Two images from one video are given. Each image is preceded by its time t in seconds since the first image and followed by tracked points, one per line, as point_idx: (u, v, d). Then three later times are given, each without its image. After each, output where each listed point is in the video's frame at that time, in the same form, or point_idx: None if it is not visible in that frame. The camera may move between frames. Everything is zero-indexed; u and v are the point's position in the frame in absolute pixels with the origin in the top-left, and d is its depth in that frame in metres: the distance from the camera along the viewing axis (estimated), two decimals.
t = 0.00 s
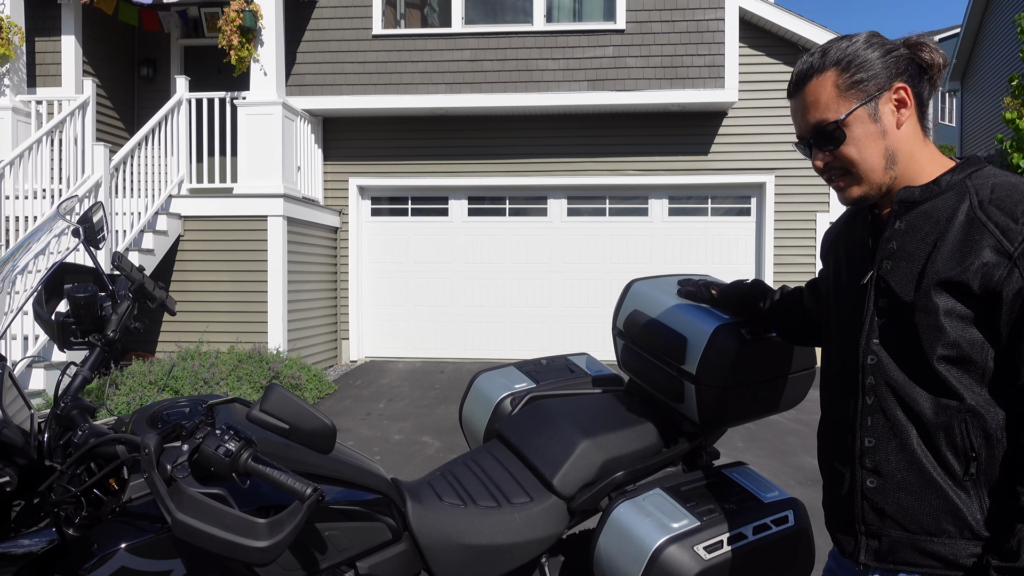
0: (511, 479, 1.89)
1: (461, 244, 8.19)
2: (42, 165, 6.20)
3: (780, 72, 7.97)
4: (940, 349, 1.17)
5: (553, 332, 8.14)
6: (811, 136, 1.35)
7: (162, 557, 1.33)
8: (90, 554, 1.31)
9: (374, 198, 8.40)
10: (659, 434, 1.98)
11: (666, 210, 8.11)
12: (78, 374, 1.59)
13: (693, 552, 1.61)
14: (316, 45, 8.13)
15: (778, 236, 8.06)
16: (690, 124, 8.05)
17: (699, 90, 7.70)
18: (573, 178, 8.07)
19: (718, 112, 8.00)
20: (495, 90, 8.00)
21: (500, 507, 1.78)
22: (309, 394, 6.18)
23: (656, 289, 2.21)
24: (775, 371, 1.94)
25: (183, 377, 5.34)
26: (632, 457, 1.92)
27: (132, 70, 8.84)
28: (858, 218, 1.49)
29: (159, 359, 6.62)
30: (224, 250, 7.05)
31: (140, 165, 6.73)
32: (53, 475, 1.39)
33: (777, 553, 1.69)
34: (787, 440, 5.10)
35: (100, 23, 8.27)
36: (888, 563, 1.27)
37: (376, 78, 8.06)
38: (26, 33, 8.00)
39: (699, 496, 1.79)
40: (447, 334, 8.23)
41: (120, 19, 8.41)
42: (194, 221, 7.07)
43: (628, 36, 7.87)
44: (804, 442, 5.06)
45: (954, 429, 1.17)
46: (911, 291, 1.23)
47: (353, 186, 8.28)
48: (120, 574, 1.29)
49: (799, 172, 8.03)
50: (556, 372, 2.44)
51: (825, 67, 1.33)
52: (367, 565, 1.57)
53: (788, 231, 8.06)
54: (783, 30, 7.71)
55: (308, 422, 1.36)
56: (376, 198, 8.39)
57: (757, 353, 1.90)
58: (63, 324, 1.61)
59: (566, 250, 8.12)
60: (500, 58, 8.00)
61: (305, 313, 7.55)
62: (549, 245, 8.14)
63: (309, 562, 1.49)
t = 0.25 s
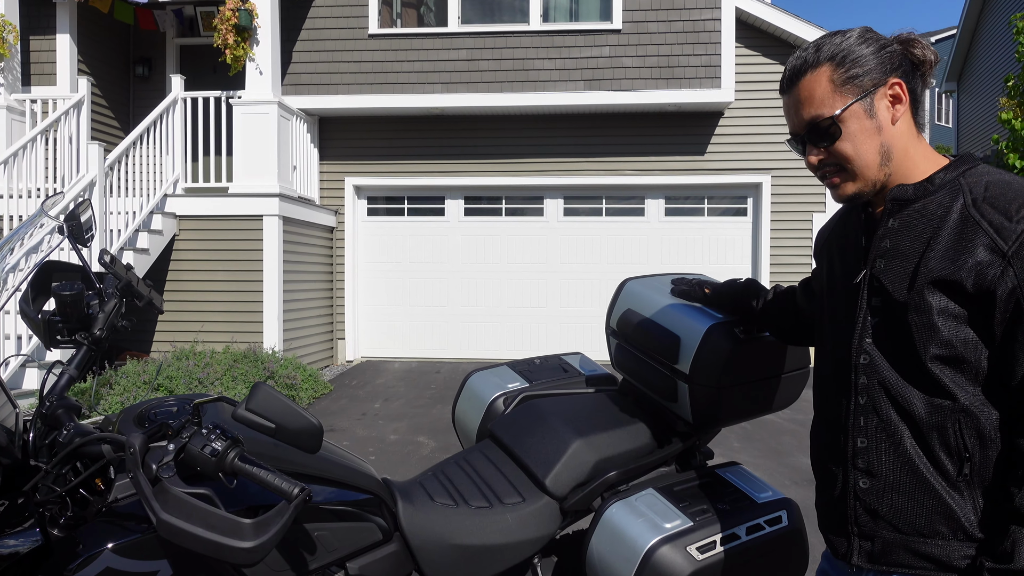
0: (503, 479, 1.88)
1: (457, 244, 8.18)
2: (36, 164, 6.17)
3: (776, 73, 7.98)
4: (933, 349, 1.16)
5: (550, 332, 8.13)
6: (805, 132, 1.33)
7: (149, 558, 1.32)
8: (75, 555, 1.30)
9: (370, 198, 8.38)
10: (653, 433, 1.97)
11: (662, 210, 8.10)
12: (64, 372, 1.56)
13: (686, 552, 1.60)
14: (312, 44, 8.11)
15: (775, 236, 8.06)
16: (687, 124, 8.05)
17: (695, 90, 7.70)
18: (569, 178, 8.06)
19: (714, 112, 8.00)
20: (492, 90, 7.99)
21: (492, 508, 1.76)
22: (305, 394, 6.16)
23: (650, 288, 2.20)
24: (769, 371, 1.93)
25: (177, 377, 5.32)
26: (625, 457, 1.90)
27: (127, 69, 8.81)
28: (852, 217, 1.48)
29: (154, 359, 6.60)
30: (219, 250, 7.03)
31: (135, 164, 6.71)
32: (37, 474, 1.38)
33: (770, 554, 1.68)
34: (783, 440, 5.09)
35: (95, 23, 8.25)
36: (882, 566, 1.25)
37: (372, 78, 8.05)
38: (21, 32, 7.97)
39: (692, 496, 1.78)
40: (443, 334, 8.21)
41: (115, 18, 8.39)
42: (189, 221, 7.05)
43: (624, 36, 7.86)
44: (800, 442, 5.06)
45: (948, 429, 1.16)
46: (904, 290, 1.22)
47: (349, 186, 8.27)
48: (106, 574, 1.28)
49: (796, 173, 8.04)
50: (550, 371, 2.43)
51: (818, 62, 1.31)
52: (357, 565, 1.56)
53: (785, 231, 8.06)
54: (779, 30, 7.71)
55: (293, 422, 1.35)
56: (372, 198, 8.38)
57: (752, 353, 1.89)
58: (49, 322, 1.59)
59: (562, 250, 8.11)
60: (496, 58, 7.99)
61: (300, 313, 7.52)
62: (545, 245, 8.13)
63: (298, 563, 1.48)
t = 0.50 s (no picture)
0: (505, 476, 1.86)
1: (457, 242, 8.15)
2: (35, 161, 6.16)
3: (777, 70, 7.96)
4: (945, 343, 1.14)
5: (549, 331, 8.11)
6: (813, 122, 1.31)
7: (146, 556, 1.30)
8: (71, 552, 1.28)
9: (369, 196, 8.36)
10: (655, 430, 1.95)
11: (662, 208, 8.08)
12: (60, 367, 1.54)
13: (690, 550, 1.58)
14: (311, 42, 8.09)
15: (775, 234, 8.04)
16: (687, 122, 8.03)
17: (695, 88, 7.68)
18: (569, 175, 8.04)
19: (715, 110, 7.97)
20: (491, 87, 7.96)
21: (494, 505, 1.74)
22: (304, 392, 6.14)
23: (652, 284, 2.18)
24: (773, 367, 1.91)
25: (176, 375, 5.30)
26: (629, 453, 1.88)
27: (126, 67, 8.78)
28: (860, 209, 1.46)
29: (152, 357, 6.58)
30: (218, 248, 7.01)
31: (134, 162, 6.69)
32: (32, 471, 1.35)
33: (775, 551, 1.66)
34: (784, 438, 5.08)
35: (94, 20, 8.22)
36: (892, 563, 1.24)
37: (371, 75, 8.03)
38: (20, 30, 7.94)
39: (696, 493, 1.76)
40: (443, 332, 8.19)
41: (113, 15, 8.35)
42: (188, 218, 7.02)
43: (624, 33, 7.84)
44: (800, 440, 5.04)
45: (960, 426, 1.14)
46: (916, 283, 1.20)
47: (349, 184, 8.25)
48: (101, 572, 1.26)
49: (796, 170, 8.02)
50: (551, 368, 2.40)
51: (828, 50, 1.30)
52: (357, 563, 1.54)
53: (785, 229, 8.05)
54: (780, 28, 7.69)
55: (292, 417, 1.32)
56: (371, 196, 8.36)
57: (755, 348, 1.87)
58: (44, 317, 1.56)
59: (562, 249, 8.08)
60: (496, 55, 7.96)
61: (300, 311, 7.51)
62: (545, 243, 8.10)
63: (298, 561, 1.46)
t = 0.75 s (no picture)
0: (506, 472, 1.85)
1: (455, 242, 8.13)
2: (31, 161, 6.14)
3: (775, 70, 7.96)
4: (952, 335, 1.13)
5: (548, 331, 8.10)
6: (814, 114, 1.32)
7: (144, 551, 1.28)
8: (68, 548, 1.26)
9: (367, 196, 8.35)
10: (657, 427, 1.94)
11: (661, 208, 8.07)
12: (57, 362, 1.52)
13: (693, 546, 1.57)
14: (310, 41, 8.07)
15: (774, 234, 8.04)
16: (685, 122, 8.03)
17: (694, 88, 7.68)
18: (567, 175, 8.03)
19: (713, 110, 7.97)
20: (490, 87, 7.96)
21: (495, 502, 1.73)
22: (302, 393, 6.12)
23: (655, 280, 2.16)
24: (776, 363, 1.90)
25: (173, 375, 5.29)
26: (631, 450, 1.87)
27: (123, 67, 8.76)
28: (866, 202, 1.45)
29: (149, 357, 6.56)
30: (216, 248, 6.98)
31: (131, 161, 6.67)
32: (29, 466, 1.34)
33: (778, 548, 1.65)
34: (783, 438, 5.07)
35: (91, 19, 8.19)
36: (899, 557, 1.23)
37: (369, 75, 8.02)
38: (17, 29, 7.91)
39: (699, 490, 1.75)
40: (441, 333, 8.17)
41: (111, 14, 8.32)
42: (185, 218, 7.00)
43: (623, 33, 7.84)
44: (800, 440, 5.04)
45: (968, 418, 1.13)
46: (922, 275, 1.19)
47: (347, 184, 8.24)
48: (99, 568, 1.25)
49: (794, 170, 8.02)
50: (552, 365, 2.39)
51: (831, 43, 1.30)
52: (358, 559, 1.52)
53: (784, 229, 8.05)
54: (779, 28, 7.69)
55: (293, 410, 1.32)
56: (369, 196, 8.34)
57: (758, 344, 1.86)
58: (42, 311, 1.54)
59: (561, 249, 8.07)
60: (495, 55, 7.96)
61: (298, 311, 7.49)
62: (543, 243, 8.09)
63: (298, 557, 1.44)
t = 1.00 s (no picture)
0: (509, 468, 1.84)
1: (456, 242, 8.12)
2: (32, 160, 6.14)
3: (777, 70, 7.95)
4: (958, 327, 1.13)
5: (549, 330, 8.09)
6: (821, 101, 1.31)
7: (148, 545, 1.28)
8: (70, 542, 1.26)
9: (368, 195, 8.34)
10: (660, 423, 1.94)
11: (662, 208, 8.06)
12: (60, 356, 1.52)
13: (698, 542, 1.56)
14: (311, 41, 8.07)
15: (775, 234, 8.03)
16: (686, 121, 8.02)
17: (695, 87, 7.67)
18: (568, 175, 8.03)
19: (715, 109, 7.96)
20: (491, 86, 7.95)
21: (499, 498, 1.72)
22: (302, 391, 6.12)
23: (658, 275, 2.15)
24: (780, 358, 1.90)
25: (174, 374, 5.28)
26: (634, 445, 1.87)
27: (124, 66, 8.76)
28: (871, 196, 1.44)
29: (150, 356, 6.56)
30: (217, 247, 6.98)
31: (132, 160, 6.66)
32: (32, 459, 1.34)
33: (782, 544, 1.64)
34: (785, 437, 5.06)
35: (92, 18, 8.19)
36: (905, 551, 1.22)
37: (370, 74, 8.02)
38: (18, 28, 7.91)
39: (703, 486, 1.74)
40: (442, 332, 8.17)
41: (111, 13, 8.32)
42: (186, 217, 7.00)
43: (624, 32, 7.83)
44: (801, 439, 5.03)
45: (974, 410, 1.13)
46: (928, 267, 1.19)
47: (348, 183, 8.23)
48: (102, 562, 1.24)
49: (796, 170, 8.02)
50: (553, 361, 2.39)
51: (841, 29, 1.30)
52: (361, 555, 1.51)
53: (785, 229, 8.04)
54: (780, 27, 7.68)
55: (297, 403, 1.31)
56: (370, 195, 8.34)
57: (761, 339, 1.85)
58: (44, 305, 1.55)
59: (561, 248, 8.06)
60: (496, 54, 7.95)
61: (299, 310, 7.49)
62: (544, 242, 8.08)
63: (301, 553, 1.43)
